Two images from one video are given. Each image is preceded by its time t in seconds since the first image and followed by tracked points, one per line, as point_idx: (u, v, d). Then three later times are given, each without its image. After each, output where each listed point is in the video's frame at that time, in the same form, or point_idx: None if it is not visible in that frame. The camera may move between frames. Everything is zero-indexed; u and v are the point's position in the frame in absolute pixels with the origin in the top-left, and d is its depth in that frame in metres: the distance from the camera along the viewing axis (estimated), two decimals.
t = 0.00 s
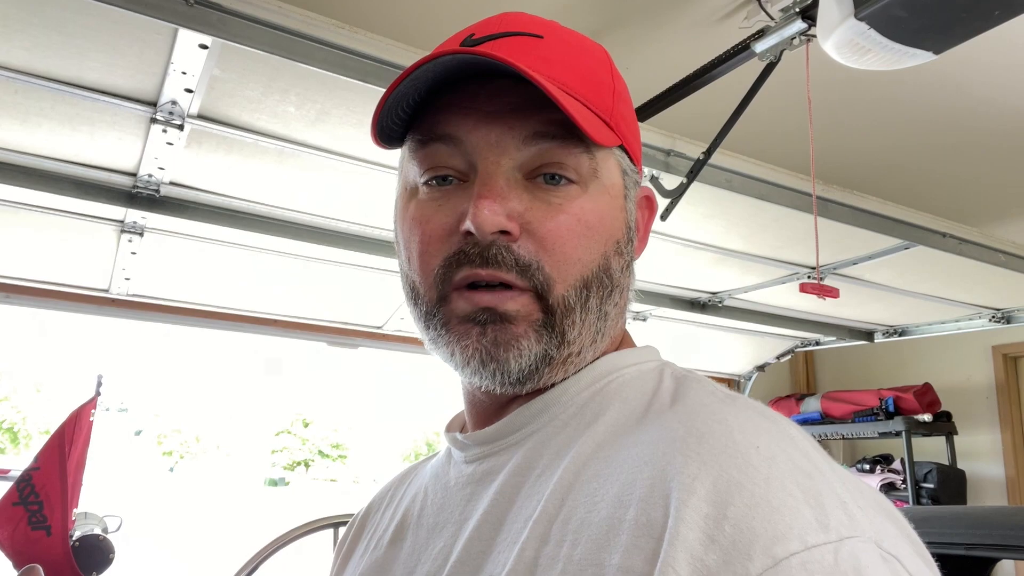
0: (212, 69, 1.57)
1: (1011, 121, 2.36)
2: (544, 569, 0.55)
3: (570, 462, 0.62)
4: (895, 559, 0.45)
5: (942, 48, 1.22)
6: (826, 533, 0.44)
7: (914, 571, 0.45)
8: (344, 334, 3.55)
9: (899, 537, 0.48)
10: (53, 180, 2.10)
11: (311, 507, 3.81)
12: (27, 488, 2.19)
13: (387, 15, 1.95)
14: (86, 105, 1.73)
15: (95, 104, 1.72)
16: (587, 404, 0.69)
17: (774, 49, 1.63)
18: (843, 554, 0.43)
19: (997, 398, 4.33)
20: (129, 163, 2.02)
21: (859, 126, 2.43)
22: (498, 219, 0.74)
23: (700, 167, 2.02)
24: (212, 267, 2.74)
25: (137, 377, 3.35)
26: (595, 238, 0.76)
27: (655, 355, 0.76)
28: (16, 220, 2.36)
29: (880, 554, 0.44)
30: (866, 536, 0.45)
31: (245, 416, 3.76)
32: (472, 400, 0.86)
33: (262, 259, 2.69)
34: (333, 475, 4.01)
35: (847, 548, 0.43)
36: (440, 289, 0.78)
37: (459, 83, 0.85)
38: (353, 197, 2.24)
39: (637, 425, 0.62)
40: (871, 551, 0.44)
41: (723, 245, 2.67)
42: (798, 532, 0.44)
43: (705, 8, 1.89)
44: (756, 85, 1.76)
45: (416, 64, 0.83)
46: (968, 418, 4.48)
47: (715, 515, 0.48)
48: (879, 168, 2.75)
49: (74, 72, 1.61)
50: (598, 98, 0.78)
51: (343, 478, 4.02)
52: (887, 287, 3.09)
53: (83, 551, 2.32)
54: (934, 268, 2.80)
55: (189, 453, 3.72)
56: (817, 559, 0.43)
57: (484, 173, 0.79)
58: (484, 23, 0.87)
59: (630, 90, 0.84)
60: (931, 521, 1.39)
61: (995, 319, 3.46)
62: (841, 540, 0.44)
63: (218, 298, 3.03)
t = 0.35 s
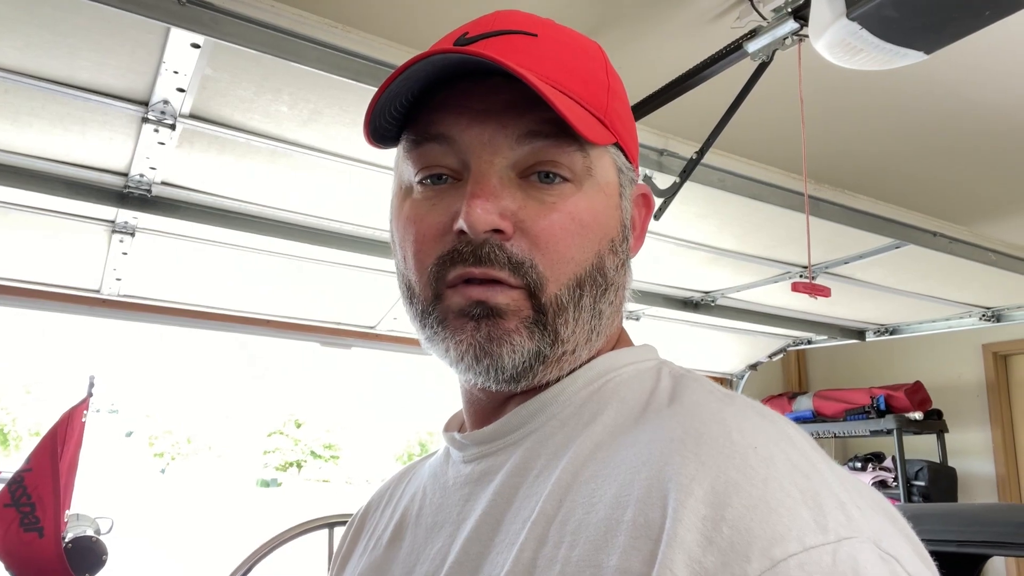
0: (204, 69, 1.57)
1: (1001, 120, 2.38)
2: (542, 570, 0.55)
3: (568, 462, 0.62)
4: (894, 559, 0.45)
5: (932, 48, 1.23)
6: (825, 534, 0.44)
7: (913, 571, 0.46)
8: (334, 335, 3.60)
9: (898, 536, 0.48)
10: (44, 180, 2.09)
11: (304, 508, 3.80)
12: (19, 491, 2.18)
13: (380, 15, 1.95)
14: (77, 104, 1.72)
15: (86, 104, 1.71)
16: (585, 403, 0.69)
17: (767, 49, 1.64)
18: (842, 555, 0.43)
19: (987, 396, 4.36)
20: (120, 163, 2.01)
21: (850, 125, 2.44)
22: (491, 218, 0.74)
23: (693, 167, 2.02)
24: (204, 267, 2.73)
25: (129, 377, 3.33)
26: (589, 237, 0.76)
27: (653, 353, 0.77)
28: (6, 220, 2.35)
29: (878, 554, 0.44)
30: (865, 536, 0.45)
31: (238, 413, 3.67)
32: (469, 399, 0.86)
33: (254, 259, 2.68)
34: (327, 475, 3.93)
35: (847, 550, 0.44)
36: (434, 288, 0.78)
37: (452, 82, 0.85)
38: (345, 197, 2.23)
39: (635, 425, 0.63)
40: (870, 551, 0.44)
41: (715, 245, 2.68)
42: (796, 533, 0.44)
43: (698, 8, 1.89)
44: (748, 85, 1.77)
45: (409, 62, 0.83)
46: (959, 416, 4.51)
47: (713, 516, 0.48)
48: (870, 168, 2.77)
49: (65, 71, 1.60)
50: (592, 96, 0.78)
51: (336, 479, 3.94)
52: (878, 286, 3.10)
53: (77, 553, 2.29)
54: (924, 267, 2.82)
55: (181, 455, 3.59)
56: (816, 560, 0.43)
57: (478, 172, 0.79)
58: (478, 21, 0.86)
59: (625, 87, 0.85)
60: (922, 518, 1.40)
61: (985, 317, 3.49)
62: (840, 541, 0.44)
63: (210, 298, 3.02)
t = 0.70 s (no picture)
0: (196, 72, 1.56)
1: (987, 123, 2.41)
2: (538, 571, 0.56)
3: (564, 462, 0.63)
4: (890, 558, 0.45)
5: (919, 51, 1.24)
6: (821, 533, 0.45)
7: (908, 569, 0.46)
8: (325, 338, 3.59)
9: (894, 536, 0.49)
10: (33, 184, 2.07)
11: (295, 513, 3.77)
12: (9, 494, 2.16)
13: (372, 18, 1.95)
14: (67, 107, 1.71)
15: (76, 107, 1.70)
16: (581, 402, 0.69)
17: (756, 52, 1.65)
18: (838, 554, 0.44)
19: (975, 397, 4.40)
20: (110, 166, 2.00)
21: (838, 127, 2.46)
22: (481, 217, 0.75)
23: (684, 169, 2.03)
24: (195, 271, 2.72)
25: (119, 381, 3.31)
26: (580, 235, 0.77)
27: (648, 353, 0.77)
28: None
29: (875, 553, 0.45)
30: (861, 535, 0.45)
31: (230, 419, 3.65)
32: (463, 399, 0.87)
33: (245, 262, 2.67)
34: (318, 480, 3.92)
35: (843, 549, 0.44)
36: (425, 288, 0.78)
37: (442, 82, 0.85)
38: (337, 201, 2.23)
39: (630, 424, 0.63)
40: (867, 550, 0.44)
41: (706, 247, 2.70)
42: (792, 533, 0.45)
43: (687, 12, 1.91)
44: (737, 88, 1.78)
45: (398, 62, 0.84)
46: (948, 417, 4.55)
47: (709, 517, 0.48)
48: (859, 170, 2.80)
49: (55, 74, 1.59)
50: (583, 93, 0.79)
51: (328, 483, 3.94)
52: (867, 287, 3.13)
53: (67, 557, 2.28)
54: (913, 268, 2.84)
55: (170, 460, 3.55)
56: (812, 559, 0.43)
57: (468, 171, 0.79)
58: (469, 20, 0.87)
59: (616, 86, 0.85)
60: (912, 518, 1.42)
61: (974, 318, 3.52)
62: (836, 540, 0.45)
63: (201, 302, 3.01)
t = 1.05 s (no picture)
0: (184, 76, 1.56)
1: (969, 127, 2.45)
2: (540, 565, 0.57)
3: (565, 457, 0.64)
4: (890, 555, 0.47)
5: (901, 55, 1.26)
6: (823, 529, 0.47)
7: (908, 564, 0.48)
8: (312, 343, 3.66)
9: (892, 531, 0.51)
10: (19, 190, 2.06)
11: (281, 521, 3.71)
12: None
13: (361, 23, 1.96)
14: (53, 112, 1.70)
15: (62, 112, 1.69)
16: (580, 399, 0.70)
17: (741, 57, 1.68)
18: (840, 550, 0.45)
19: (960, 399, 4.45)
20: (97, 171, 1.99)
21: (823, 132, 2.49)
22: (406, 232, 0.72)
23: (671, 173, 2.05)
24: (182, 277, 2.70)
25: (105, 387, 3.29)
26: (515, 236, 0.70)
27: (649, 351, 0.78)
28: None
29: (876, 550, 0.47)
30: (862, 531, 0.47)
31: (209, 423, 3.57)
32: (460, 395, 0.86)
33: (233, 268, 2.66)
34: (306, 488, 3.85)
35: (844, 544, 0.46)
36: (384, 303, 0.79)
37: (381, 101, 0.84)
38: (326, 206, 2.23)
39: (630, 419, 0.64)
40: (868, 546, 0.46)
41: (693, 251, 2.72)
42: (795, 529, 0.47)
43: (673, 18, 1.93)
44: (722, 94, 1.79)
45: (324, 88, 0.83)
46: (933, 418, 4.60)
47: (711, 513, 0.50)
48: (844, 174, 2.83)
49: (41, 79, 1.58)
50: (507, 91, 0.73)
51: (316, 491, 3.87)
52: (853, 291, 3.16)
53: (54, 563, 2.24)
54: (898, 271, 2.88)
55: (156, 469, 3.48)
56: (814, 555, 0.45)
57: (402, 184, 0.77)
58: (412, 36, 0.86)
59: (563, 64, 0.75)
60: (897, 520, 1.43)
61: (958, 321, 3.57)
62: (838, 537, 0.46)
63: (188, 308, 2.99)
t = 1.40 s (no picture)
0: (171, 77, 1.55)
1: (952, 128, 2.48)
2: (542, 563, 0.59)
3: (568, 456, 0.65)
4: (892, 555, 0.50)
5: (886, 57, 1.28)
6: (827, 530, 0.49)
7: (909, 563, 0.51)
8: (302, 345, 3.60)
9: (892, 529, 0.54)
10: (4, 192, 2.04)
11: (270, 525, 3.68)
12: None
13: (348, 23, 1.96)
14: (40, 113, 1.68)
15: (48, 113, 1.68)
16: (581, 398, 0.71)
17: (728, 58, 1.69)
18: (843, 550, 0.48)
19: (945, 395, 4.50)
20: (83, 173, 1.97)
21: (809, 132, 2.52)
22: (351, 254, 0.75)
23: (659, 174, 2.06)
24: (169, 279, 2.68)
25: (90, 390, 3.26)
26: (447, 246, 0.72)
27: (653, 349, 0.78)
28: None
29: (879, 550, 0.49)
30: (864, 532, 0.50)
31: (203, 428, 3.56)
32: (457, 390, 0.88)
33: (221, 270, 2.64)
34: (294, 492, 3.81)
35: (847, 545, 0.49)
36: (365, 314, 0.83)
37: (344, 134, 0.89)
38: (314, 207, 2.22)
39: (633, 416, 0.66)
40: (870, 547, 0.49)
41: (682, 251, 2.73)
42: (798, 530, 0.49)
43: (661, 20, 1.94)
44: (709, 95, 1.80)
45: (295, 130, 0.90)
46: (919, 416, 4.65)
47: (715, 512, 0.53)
48: (830, 175, 2.86)
49: (27, 80, 1.57)
50: (427, 106, 0.75)
51: (305, 495, 3.83)
52: (839, 290, 3.19)
53: (44, 567, 2.22)
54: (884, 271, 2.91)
55: (142, 474, 3.41)
56: (817, 555, 0.48)
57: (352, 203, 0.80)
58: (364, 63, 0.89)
59: (487, 65, 0.76)
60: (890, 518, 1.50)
61: (943, 320, 3.61)
62: (842, 537, 0.49)
63: (175, 310, 2.97)
